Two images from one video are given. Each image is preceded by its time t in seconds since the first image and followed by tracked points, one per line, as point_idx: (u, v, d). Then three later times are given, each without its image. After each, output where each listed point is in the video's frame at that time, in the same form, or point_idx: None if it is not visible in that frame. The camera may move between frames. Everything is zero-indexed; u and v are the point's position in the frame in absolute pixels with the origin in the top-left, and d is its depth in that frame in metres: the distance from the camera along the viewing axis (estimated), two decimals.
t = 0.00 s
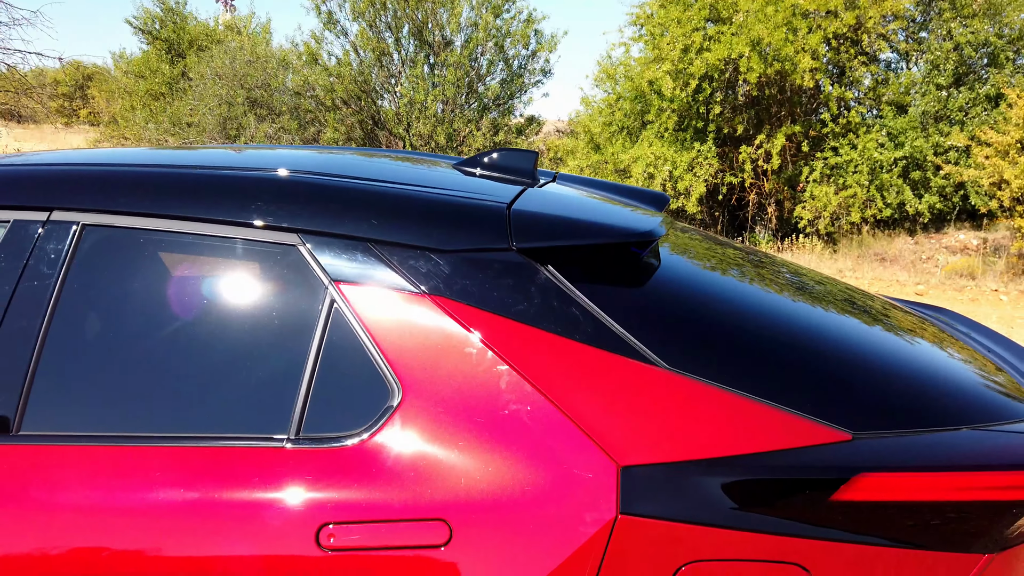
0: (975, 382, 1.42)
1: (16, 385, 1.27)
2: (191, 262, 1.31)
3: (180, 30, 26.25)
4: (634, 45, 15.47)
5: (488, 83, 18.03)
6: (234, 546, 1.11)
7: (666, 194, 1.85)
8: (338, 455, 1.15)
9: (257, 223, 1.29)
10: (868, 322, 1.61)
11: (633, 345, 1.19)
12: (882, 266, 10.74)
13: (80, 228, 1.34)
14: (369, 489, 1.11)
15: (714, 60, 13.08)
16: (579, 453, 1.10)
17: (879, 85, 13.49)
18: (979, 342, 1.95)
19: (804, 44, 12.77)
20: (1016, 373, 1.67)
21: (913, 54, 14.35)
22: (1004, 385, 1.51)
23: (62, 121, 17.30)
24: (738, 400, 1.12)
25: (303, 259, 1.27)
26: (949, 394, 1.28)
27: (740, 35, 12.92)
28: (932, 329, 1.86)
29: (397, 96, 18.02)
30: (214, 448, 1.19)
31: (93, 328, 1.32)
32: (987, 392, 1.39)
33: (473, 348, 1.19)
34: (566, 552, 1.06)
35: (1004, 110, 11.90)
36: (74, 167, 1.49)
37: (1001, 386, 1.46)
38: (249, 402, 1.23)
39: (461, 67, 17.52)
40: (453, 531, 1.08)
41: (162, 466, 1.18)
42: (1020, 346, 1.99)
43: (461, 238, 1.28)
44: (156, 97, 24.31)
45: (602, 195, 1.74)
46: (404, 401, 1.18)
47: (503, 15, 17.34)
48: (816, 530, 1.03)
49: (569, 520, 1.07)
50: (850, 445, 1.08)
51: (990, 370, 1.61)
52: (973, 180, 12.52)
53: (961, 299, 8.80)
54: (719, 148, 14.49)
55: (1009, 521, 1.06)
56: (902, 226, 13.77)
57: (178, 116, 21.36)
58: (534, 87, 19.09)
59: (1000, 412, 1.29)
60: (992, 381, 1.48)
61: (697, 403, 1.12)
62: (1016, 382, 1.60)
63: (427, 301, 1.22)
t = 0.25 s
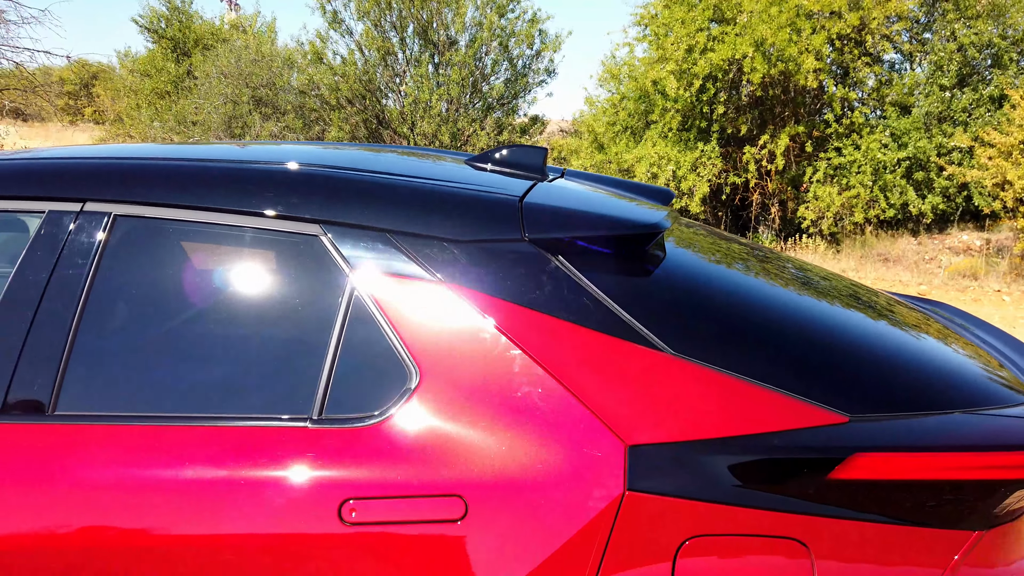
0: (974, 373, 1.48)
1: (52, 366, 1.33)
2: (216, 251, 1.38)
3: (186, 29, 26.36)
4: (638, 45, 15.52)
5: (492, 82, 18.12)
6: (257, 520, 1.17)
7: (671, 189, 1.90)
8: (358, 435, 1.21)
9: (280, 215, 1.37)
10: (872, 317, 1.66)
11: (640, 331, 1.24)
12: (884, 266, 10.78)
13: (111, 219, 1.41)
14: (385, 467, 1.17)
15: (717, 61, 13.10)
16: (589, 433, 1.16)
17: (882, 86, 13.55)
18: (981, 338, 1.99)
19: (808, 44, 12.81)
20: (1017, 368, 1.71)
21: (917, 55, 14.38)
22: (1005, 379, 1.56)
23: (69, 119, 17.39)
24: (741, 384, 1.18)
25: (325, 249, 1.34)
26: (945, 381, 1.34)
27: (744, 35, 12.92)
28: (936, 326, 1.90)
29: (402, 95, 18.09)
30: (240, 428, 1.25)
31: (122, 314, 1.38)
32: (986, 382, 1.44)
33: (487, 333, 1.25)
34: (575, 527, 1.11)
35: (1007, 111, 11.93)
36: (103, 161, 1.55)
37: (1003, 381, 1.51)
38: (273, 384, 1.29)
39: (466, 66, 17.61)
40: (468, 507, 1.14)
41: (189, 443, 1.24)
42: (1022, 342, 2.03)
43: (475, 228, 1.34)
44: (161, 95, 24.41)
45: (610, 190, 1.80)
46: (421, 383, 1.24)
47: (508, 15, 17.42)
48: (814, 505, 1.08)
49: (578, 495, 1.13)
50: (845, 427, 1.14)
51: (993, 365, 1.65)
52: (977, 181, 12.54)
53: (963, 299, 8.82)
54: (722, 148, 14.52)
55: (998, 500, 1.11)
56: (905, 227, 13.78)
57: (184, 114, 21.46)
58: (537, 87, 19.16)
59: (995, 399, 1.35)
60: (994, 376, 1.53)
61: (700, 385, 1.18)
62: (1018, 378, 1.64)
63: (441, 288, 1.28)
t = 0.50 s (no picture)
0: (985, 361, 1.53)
1: (101, 344, 1.40)
2: (255, 236, 1.45)
3: (201, 24, 26.57)
4: (651, 44, 15.52)
5: (506, 79, 18.20)
6: (296, 490, 1.24)
7: (687, 183, 1.96)
8: (392, 409, 1.28)
9: (316, 202, 1.44)
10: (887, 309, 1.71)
11: (658, 314, 1.31)
12: (897, 266, 10.76)
13: (156, 205, 1.49)
14: (416, 441, 1.24)
15: (731, 59, 13.11)
16: (609, 409, 1.22)
17: (897, 85, 13.53)
18: (996, 333, 2.03)
19: (823, 44, 12.77)
20: None
21: (932, 55, 14.31)
22: (1019, 370, 1.61)
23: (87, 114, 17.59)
24: (755, 365, 1.25)
25: (359, 235, 1.41)
26: (953, 366, 1.40)
27: (759, 34, 12.89)
28: (952, 320, 1.94)
29: (416, 92, 18.18)
30: (279, 403, 1.33)
31: (165, 295, 1.45)
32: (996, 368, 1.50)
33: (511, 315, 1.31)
34: (596, 497, 1.18)
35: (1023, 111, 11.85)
36: (144, 151, 1.63)
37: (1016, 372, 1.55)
38: (311, 362, 1.36)
39: (480, 64, 17.71)
40: (495, 477, 1.21)
41: (232, 417, 1.31)
42: None
43: (500, 216, 1.41)
44: (177, 90, 24.63)
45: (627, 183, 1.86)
46: (450, 362, 1.30)
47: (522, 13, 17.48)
48: (825, 481, 1.14)
49: (600, 469, 1.19)
50: (854, 407, 1.20)
51: (1008, 359, 1.69)
52: (991, 181, 12.48)
53: (977, 300, 8.80)
54: (736, 147, 14.51)
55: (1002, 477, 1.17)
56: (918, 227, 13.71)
57: (200, 110, 21.69)
58: (550, 84, 19.23)
59: (1001, 384, 1.41)
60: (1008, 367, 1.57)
61: (717, 366, 1.24)
62: None
63: (470, 274, 1.35)
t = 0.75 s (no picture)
0: None
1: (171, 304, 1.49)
2: (314, 207, 1.53)
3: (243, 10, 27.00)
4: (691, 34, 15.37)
5: (543, 69, 18.17)
6: (351, 446, 1.32)
7: (727, 167, 1.99)
8: (444, 373, 1.36)
9: (374, 176, 1.52)
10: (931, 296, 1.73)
11: (699, 290, 1.37)
12: (936, 263, 10.56)
13: (225, 175, 1.57)
14: (465, 402, 1.32)
15: (771, 51, 12.95)
16: (650, 378, 1.28)
17: (941, 80, 13.31)
18: None
19: (866, 36, 12.62)
20: None
21: (978, 49, 13.95)
22: None
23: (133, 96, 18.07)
24: (793, 340, 1.30)
25: (415, 209, 1.49)
26: (986, 347, 1.43)
27: (800, 26, 12.69)
28: (996, 311, 1.94)
29: (453, 80, 18.27)
30: (338, 363, 1.41)
31: (228, 261, 1.52)
32: None
33: (558, 288, 1.38)
34: (637, 460, 1.25)
35: None
36: (207, 125, 1.72)
37: None
38: (366, 326, 1.45)
39: (518, 53, 17.73)
40: (539, 439, 1.29)
41: (293, 375, 1.40)
42: None
43: (548, 193, 1.48)
44: (218, 75, 25.10)
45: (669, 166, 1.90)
46: (498, 329, 1.38)
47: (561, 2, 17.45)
48: (858, 451, 1.20)
49: (639, 432, 1.26)
50: (886, 382, 1.24)
51: None
52: None
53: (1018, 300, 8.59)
54: (774, 140, 14.17)
55: None
56: (959, 225, 13.31)
57: (241, 94, 22.12)
58: (587, 74, 19.15)
59: None
60: None
61: (754, 339, 1.30)
62: None
63: (519, 248, 1.42)
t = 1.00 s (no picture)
0: None
1: (222, 281, 1.59)
2: (357, 192, 1.63)
3: None
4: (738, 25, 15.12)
5: (588, 57, 18.12)
6: (386, 417, 1.41)
7: (757, 163, 2.01)
8: (473, 351, 1.44)
9: (414, 164, 1.61)
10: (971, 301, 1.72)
11: (716, 279, 1.43)
12: (983, 263, 10.25)
13: (274, 161, 1.67)
14: (493, 378, 1.40)
15: (819, 43, 12.77)
16: (668, 362, 1.35)
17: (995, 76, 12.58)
18: None
19: (917, 30, 12.18)
20: None
21: None
22: None
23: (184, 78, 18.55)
24: (807, 331, 1.36)
25: (450, 196, 1.57)
26: (1006, 345, 1.46)
27: (850, 19, 12.51)
28: None
29: (497, 67, 18.28)
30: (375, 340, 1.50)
31: (274, 242, 1.63)
32: None
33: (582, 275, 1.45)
34: (652, 440, 1.32)
35: None
36: (258, 112, 1.82)
37: None
38: (402, 306, 1.54)
39: (563, 41, 17.66)
40: (560, 418, 1.36)
41: (334, 349, 1.50)
42: None
43: (577, 183, 1.54)
44: (266, 58, 25.58)
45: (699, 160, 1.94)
46: (525, 311, 1.45)
47: None
48: (863, 438, 1.26)
49: (656, 415, 1.32)
50: (894, 373, 1.30)
51: None
52: None
53: None
54: (819, 134, 14.00)
55: None
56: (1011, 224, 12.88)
57: (288, 78, 22.55)
58: (632, 64, 19.00)
59: None
60: None
61: (770, 329, 1.36)
62: None
63: (548, 235, 1.49)
